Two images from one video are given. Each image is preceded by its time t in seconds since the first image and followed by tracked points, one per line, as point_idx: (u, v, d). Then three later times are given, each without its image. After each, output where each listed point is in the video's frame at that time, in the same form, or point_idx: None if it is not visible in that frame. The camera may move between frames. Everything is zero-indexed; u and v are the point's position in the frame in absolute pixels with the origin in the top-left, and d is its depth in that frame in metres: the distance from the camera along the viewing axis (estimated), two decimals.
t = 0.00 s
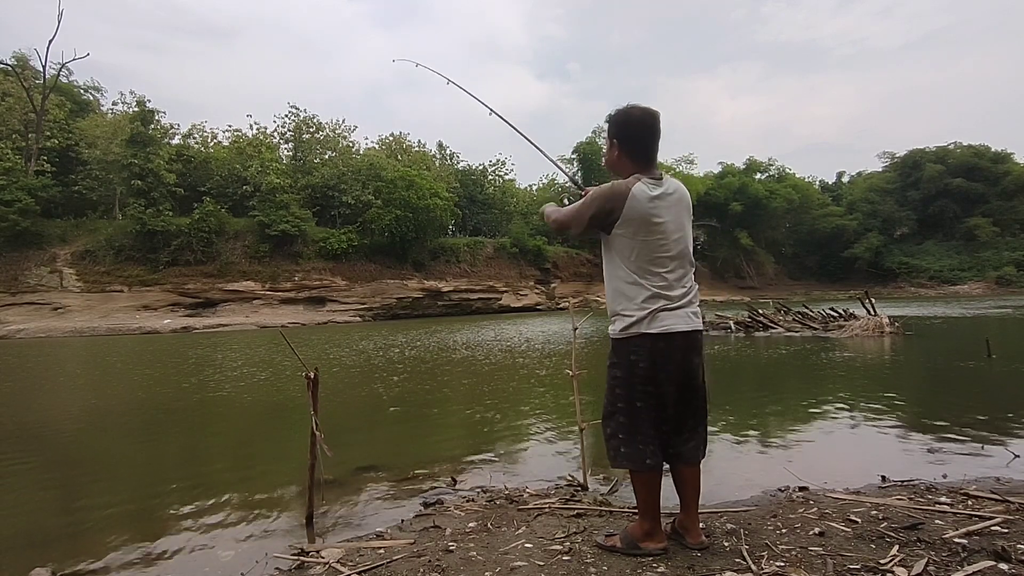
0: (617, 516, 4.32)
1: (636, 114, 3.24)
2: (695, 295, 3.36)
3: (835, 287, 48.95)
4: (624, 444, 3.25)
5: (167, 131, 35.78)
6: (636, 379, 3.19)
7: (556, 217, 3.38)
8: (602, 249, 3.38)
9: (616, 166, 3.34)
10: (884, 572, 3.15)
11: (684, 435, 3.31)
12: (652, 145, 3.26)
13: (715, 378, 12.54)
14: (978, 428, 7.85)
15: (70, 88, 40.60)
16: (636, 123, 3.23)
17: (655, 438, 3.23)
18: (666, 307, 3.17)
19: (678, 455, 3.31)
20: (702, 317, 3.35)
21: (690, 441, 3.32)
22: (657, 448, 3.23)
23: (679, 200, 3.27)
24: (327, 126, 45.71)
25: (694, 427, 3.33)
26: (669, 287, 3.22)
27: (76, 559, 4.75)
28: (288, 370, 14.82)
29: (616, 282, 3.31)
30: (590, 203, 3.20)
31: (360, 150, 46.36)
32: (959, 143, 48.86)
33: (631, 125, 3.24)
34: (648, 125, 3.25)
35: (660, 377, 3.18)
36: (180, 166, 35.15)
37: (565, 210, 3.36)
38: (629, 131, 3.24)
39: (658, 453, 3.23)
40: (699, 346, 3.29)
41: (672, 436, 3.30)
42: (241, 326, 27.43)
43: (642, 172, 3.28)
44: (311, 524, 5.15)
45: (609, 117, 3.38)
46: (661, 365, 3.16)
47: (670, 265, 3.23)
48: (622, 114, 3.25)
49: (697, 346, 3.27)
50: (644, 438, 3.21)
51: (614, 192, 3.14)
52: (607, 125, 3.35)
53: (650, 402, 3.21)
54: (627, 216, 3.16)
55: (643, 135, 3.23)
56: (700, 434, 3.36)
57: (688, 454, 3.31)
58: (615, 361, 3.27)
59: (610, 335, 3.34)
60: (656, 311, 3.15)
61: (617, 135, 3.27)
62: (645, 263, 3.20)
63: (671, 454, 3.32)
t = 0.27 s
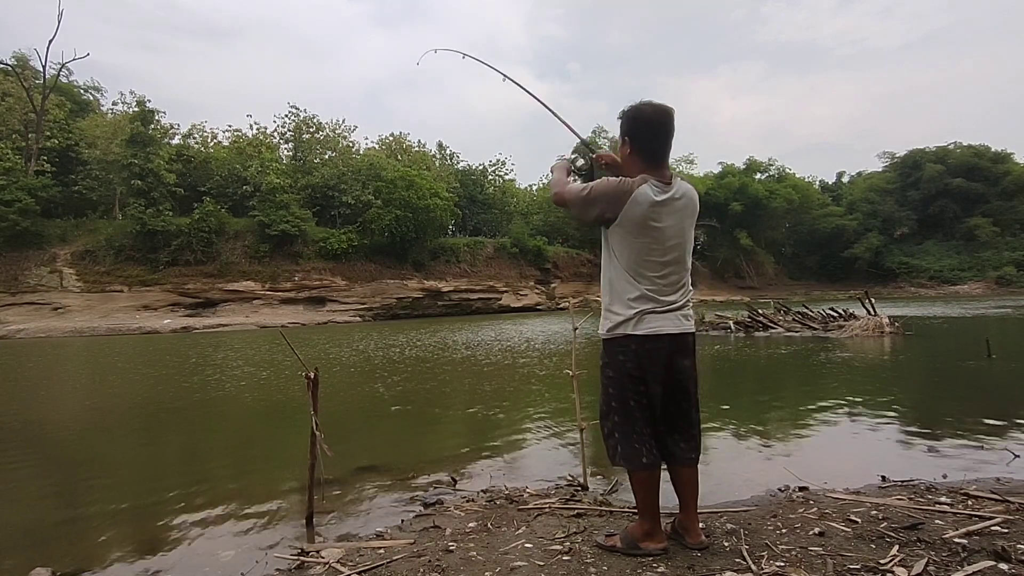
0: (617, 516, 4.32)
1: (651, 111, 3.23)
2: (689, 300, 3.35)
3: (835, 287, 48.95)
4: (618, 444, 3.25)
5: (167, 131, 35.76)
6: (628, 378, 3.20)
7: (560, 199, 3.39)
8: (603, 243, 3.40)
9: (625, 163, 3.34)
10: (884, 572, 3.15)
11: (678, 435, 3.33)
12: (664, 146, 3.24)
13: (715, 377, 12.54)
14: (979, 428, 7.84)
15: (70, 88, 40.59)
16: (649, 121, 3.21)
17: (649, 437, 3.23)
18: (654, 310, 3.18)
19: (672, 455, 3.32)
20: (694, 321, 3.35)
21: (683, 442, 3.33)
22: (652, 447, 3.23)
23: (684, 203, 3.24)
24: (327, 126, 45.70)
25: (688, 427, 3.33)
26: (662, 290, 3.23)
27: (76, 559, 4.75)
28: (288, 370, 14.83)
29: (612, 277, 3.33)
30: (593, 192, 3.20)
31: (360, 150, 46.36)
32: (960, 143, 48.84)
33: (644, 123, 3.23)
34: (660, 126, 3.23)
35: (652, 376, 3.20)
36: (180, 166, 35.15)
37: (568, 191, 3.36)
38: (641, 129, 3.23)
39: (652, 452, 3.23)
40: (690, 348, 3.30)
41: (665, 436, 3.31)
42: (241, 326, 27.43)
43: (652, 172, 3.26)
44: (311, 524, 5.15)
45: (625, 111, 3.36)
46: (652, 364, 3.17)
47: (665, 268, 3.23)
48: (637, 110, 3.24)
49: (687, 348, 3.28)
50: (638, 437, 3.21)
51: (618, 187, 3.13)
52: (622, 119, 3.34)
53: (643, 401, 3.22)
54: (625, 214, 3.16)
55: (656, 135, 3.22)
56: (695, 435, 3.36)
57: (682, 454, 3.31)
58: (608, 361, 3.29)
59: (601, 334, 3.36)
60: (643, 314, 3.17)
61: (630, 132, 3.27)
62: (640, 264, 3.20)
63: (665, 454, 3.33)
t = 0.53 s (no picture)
0: (617, 516, 4.32)
1: (660, 112, 3.24)
2: (688, 300, 3.36)
3: (835, 287, 48.97)
4: (618, 443, 3.25)
5: (167, 131, 35.75)
6: (627, 377, 3.20)
7: (565, 177, 3.30)
8: (605, 240, 3.39)
9: (630, 162, 3.34)
10: (885, 572, 3.15)
11: (677, 436, 3.33)
12: (670, 147, 3.25)
13: (715, 377, 12.54)
14: (979, 427, 7.85)
15: (70, 88, 40.58)
16: (656, 122, 3.22)
17: (649, 436, 3.24)
18: (653, 310, 3.19)
19: (672, 455, 3.32)
20: (693, 320, 3.36)
21: (683, 442, 3.33)
22: (652, 447, 3.23)
23: (687, 205, 3.23)
24: (327, 126, 45.68)
25: (687, 427, 3.33)
26: (663, 290, 3.24)
27: (75, 559, 4.75)
28: (289, 370, 14.84)
29: (614, 275, 3.32)
30: (600, 183, 3.16)
31: (360, 150, 46.35)
32: (960, 143, 48.84)
33: (653, 124, 3.23)
34: (669, 128, 3.24)
35: (651, 375, 3.20)
36: (180, 166, 35.15)
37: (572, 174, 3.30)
38: (648, 128, 3.23)
39: (652, 451, 3.23)
40: (689, 347, 3.30)
41: (664, 435, 3.32)
42: (241, 326, 27.43)
43: (657, 172, 3.26)
44: (311, 524, 5.16)
45: (635, 106, 3.34)
46: (650, 363, 3.18)
47: (666, 268, 3.24)
48: (645, 109, 3.24)
49: (686, 347, 3.28)
50: (637, 436, 3.21)
51: (626, 182, 3.10)
52: (629, 116, 3.33)
53: (641, 400, 3.23)
54: (628, 213, 3.14)
55: (663, 135, 3.22)
56: (695, 435, 3.34)
57: (682, 454, 3.31)
58: (607, 362, 3.29)
59: (600, 333, 3.36)
60: (643, 313, 3.17)
61: (638, 130, 3.26)
62: (642, 263, 3.21)
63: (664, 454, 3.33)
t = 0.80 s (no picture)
0: (617, 515, 4.32)
1: (664, 112, 3.24)
2: (691, 300, 3.36)
3: (835, 287, 48.98)
4: (619, 443, 3.25)
5: (167, 131, 35.75)
6: (628, 377, 3.20)
7: (569, 174, 3.31)
8: (609, 240, 3.39)
9: (635, 163, 3.35)
10: (884, 572, 3.15)
11: (678, 436, 3.33)
12: (674, 148, 3.25)
13: (715, 377, 12.56)
14: (979, 427, 7.85)
15: (70, 88, 40.58)
16: (660, 121, 3.22)
17: (650, 436, 3.24)
18: (657, 310, 3.19)
19: (673, 455, 3.32)
20: (695, 321, 3.36)
21: (684, 441, 3.32)
22: (653, 447, 3.23)
23: (692, 204, 3.24)
24: (327, 126, 45.68)
25: (689, 428, 3.33)
26: (666, 290, 3.24)
27: (74, 559, 4.75)
28: (289, 370, 14.85)
29: (618, 275, 3.33)
30: (605, 182, 3.16)
31: (360, 150, 46.35)
32: (960, 143, 48.85)
33: (655, 125, 3.23)
34: (671, 127, 3.24)
35: (652, 375, 3.20)
36: (180, 166, 35.16)
37: (578, 172, 3.30)
38: (651, 128, 3.24)
39: (654, 451, 3.23)
40: (691, 347, 3.30)
41: (665, 435, 3.32)
42: (241, 326, 27.43)
43: (660, 173, 3.27)
44: (311, 524, 5.15)
45: (638, 108, 3.34)
46: (651, 363, 3.18)
47: (669, 268, 3.24)
48: (649, 109, 3.24)
49: (688, 347, 3.28)
50: (639, 436, 3.21)
51: (631, 181, 3.10)
52: (632, 116, 3.34)
53: (643, 400, 3.23)
54: (633, 214, 3.14)
55: (667, 135, 3.22)
56: (697, 435, 3.34)
57: (683, 454, 3.31)
58: (608, 361, 3.30)
59: (603, 333, 3.36)
60: (647, 313, 3.17)
61: (640, 133, 3.27)
62: (645, 263, 3.21)
63: (665, 454, 3.34)
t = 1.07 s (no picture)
0: (617, 516, 4.32)
1: (667, 111, 3.23)
2: (692, 300, 3.36)
3: (835, 287, 48.97)
4: (619, 443, 3.26)
5: (167, 131, 35.74)
6: (628, 378, 3.20)
7: (572, 170, 3.27)
8: (611, 239, 3.39)
9: (636, 162, 3.35)
10: (885, 572, 3.15)
11: (678, 436, 3.33)
12: (676, 148, 3.25)
13: (715, 377, 12.56)
14: (979, 427, 7.84)
15: (70, 88, 40.58)
16: (663, 121, 3.22)
17: (650, 436, 3.24)
18: (658, 310, 3.19)
19: (672, 454, 3.33)
20: (696, 321, 3.36)
21: (684, 441, 3.32)
22: (653, 446, 3.23)
23: (693, 205, 3.25)
24: (327, 126, 45.67)
25: (689, 427, 3.33)
26: (666, 290, 3.24)
27: (73, 559, 4.74)
28: (289, 371, 14.85)
29: (619, 275, 3.32)
30: (608, 179, 3.13)
31: (360, 150, 46.34)
32: (960, 143, 48.84)
33: (659, 125, 3.22)
34: (674, 128, 3.24)
35: (652, 376, 3.20)
36: (180, 166, 35.17)
37: (581, 166, 3.25)
38: (654, 127, 3.23)
39: (654, 450, 3.22)
40: (692, 347, 3.30)
41: (665, 435, 3.32)
42: (241, 326, 27.43)
43: (662, 173, 3.27)
44: (311, 524, 5.15)
45: (641, 106, 3.32)
46: (652, 363, 3.18)
47: (670, 268, 3.24)
48: (652, 109, 3.23)
49: (689, 347, 3.28)
50: (639, 436, 3.21)
51: (633, 179, 3.09)
52: (634, 114, 3.33)
53: (643, 400, 3.23)
54: (636, 213, 3.13)
55: (669, 135, 3.22)
56: (697, 434, 3.34)
57: (683, 453, 3.31)
58: (609, 361, 3.29)
59: (603, 333, 3.35)
60: (648, 313, 3.17)
61: (644, 132, 3.26)
62: (646, 263, 3.21)
63: (666, 454, 3.33)
